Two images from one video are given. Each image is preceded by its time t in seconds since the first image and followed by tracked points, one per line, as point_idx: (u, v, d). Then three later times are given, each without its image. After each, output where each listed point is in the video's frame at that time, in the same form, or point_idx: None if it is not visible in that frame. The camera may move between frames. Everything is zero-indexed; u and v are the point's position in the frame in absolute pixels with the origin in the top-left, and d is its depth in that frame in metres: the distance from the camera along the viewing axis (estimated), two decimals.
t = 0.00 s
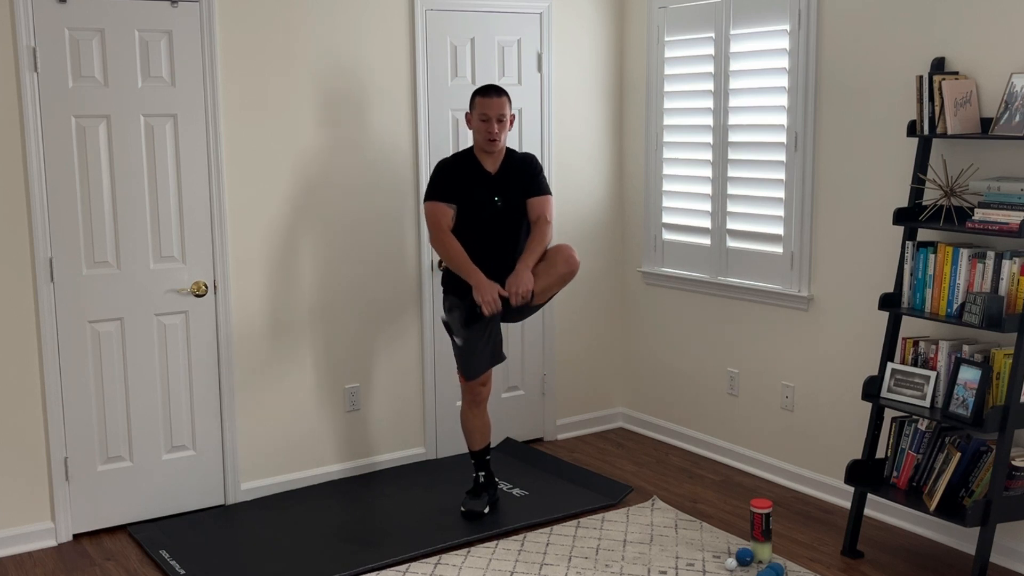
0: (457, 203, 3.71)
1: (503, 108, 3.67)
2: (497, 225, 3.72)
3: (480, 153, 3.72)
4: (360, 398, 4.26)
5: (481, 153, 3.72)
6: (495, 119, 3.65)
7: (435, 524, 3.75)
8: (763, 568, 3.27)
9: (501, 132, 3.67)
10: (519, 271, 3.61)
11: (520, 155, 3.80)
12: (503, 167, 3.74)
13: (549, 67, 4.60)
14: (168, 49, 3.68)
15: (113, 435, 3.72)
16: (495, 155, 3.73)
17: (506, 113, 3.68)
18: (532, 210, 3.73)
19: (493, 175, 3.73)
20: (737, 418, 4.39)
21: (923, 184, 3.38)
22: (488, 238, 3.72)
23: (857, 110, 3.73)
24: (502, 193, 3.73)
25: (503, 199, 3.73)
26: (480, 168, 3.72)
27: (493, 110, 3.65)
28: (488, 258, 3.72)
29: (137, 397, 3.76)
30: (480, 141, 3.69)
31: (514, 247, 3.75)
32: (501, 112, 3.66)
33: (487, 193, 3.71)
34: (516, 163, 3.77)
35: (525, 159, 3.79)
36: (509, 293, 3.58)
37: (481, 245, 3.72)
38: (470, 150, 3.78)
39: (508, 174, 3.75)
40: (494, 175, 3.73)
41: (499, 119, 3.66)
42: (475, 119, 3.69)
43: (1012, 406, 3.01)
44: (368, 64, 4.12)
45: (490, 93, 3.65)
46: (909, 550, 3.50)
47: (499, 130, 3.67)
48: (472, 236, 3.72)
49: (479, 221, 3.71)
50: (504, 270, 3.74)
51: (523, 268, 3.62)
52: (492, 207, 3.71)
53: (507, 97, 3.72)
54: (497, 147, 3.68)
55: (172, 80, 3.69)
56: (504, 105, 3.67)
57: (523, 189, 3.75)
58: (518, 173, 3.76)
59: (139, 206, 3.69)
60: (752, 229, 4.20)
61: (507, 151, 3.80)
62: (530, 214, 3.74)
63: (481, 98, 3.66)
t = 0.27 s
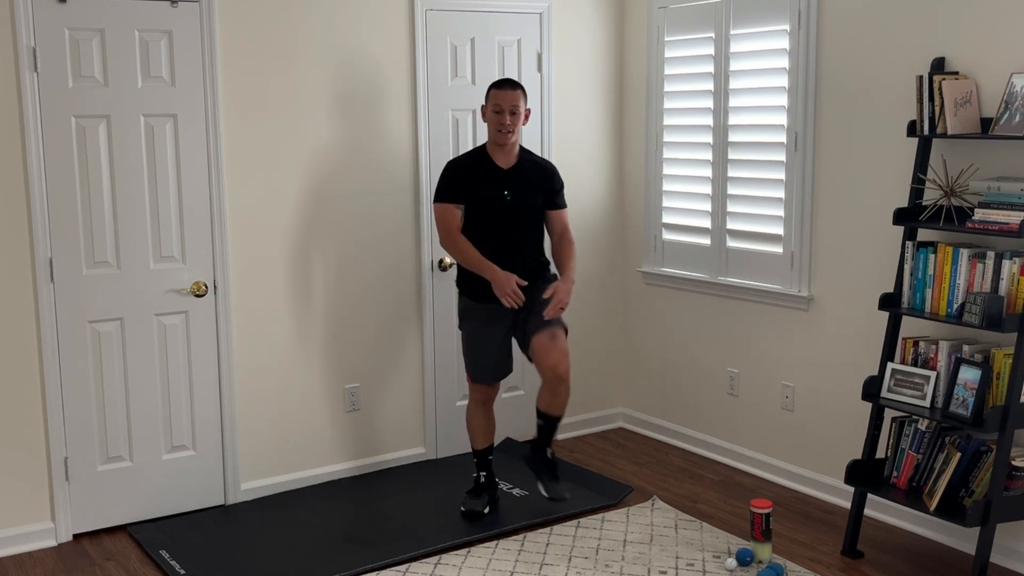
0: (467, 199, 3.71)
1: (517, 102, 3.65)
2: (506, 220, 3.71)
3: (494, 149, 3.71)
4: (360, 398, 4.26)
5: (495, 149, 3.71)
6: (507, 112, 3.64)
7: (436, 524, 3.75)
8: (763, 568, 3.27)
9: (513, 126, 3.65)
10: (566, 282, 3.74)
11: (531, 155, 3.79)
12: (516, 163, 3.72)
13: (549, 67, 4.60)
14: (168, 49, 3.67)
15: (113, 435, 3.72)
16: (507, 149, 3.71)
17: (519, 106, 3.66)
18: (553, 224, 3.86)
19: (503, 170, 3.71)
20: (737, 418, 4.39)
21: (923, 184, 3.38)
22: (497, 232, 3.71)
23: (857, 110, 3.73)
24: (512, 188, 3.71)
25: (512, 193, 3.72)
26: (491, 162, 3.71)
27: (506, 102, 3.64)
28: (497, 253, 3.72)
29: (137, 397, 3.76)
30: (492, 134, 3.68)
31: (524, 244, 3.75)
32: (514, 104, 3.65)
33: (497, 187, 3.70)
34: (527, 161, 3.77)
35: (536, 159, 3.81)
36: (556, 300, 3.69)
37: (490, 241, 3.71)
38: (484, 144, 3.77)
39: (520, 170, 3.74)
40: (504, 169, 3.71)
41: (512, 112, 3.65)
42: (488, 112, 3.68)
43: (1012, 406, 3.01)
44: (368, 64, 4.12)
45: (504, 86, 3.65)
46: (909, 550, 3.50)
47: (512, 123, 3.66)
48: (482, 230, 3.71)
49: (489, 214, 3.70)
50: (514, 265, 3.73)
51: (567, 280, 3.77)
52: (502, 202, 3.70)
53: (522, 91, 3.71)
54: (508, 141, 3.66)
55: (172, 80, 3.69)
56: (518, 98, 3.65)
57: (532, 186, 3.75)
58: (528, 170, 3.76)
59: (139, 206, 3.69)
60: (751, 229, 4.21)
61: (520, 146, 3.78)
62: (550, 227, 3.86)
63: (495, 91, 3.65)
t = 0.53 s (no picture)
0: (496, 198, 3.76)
1: (550, 104, 3.65)
2: (536, 222, 3.74)
3: (527, 150, 3.73)
4: (360, 398, 4.26)
5: (529, 150, 3.73)
6: (540, 114, 3.64)
7: (436, 524, 3.75)
8: (763, 568, 3.27)
9: (545, 128, 3.66)
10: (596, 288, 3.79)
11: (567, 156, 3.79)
12: (549, 164, 3.74)
13: (549, 67, 4.60)
14: (168, 49, 3.68)
15: (113, 435, 3.72)
16: (539, 151, 3.72)
17: (552, 109, 3.66)
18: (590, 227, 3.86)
19: (535, 171, 3.73)
20: (737, 418, 4.39)
21: (923, 184, 3.38)
22: (527, 233, 3.75)
23: (857, 110, 3.72)
24: (544, 189, 3.73)
25: (543, 194, 3.73)
26: (523, 163, 3.74)
27: (540, 104, 3.63)
28: (525, 252, 3.75)
29: (137, 396, 3.76)
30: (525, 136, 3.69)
31: (555, 245, 3.76)
32: (547, 107, 3.64)
33: (528, 188, 3.73)
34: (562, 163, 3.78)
35: (574, 162, 3.81)
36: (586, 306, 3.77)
37: (517, 239, 3.75)
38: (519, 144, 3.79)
39: (553, 172, 3.75)
40: (535, 171, 3.73)
41: (545, 114, 3.64)
42: (522, 113, 3.69)
43: (1012, 406, 3.01)
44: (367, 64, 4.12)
45: (538, 88, 3.65)
46: (909, 550, 3.49)
47: (544, 125, 3.66)
48: (512, 229, 3.76)
49: (519, 214, 3.74)
50: (542, 266, 3.75)
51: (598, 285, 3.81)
52: (532, 203, 3.73)
53: (557, 92, 3.69)
54: (541, 143, 3.67)
55: (172, 80, 3.69)
56: (551, 101, 3.64)
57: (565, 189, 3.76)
58: (563, 173, 3.76)
59: (139, 206, 3.70)
60: (751, 229, 4.20)
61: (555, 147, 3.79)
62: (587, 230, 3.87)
63: (529, 93, 3.65)
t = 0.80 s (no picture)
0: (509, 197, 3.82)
1: (570, 107, 3.69)
2: (543, 229, 3.77)
3: (545, 152, 3.75)
4: (360, 398, 4.26)
5: (547, 153, 3.75)
6: (558, 116, 3.68)
7: (436, 523, 3.75)
8: (763, 568, 3.27)
9: (565, 130, 3.68)
10: (574, 296, 3.71)
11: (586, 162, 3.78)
12: (564, 169, 3.74)
13: (548, 67, 4.60)
14: (168, 49, 3.68)
15: (113, 435, 3.72)
16: (558, 154, 3.74)
17: (572, 112, 3.69)
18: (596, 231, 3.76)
19: (552, 175, 3.75)
20: (737, 418, 4.39)
21: (923, 183, 3.38)
22: (534, 239, 3.78)
23: (857, 110, 3.72)
24: (553, 198, 3.75)
25: (552, 202, 3.75)
26: (540, 166, 3.77)
27: (558, 107, 3.68)
28: (534, 258, 3.80)
29: (137, 397, 3.76)
30: (544, 139, 3.72)
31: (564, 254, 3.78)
32: (566, 109, 3.68)
33: (537, 195, 3.76)
34: (578, 168, 3.76)
35: (591, 170, 3.77)
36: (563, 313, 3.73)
37: (525, 245, 3.80)
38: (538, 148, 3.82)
39: (566, 180, 3.74)
40: (552, 175, 3.75)
41: (564, 117, 3.68)
42: (542, 115, 3.73)
43: (1012, 406, 3.01)
44: (368, 64, 4.12)
45: (557, 90, 3.69)
46: (909, 550, 3.49)
47: (563, 127, 3.69)
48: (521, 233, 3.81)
49: (528, 219, 3.78)
50: (551, 272, 3.79)
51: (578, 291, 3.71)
52: (540, 210, 3.76)
53: (579, 96, 3.73)
54: (559, 146, 3.70)
55: (172, 80, 3.69)
56: (571, 104, 3.68)
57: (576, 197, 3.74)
58: (577, 180, 3.75)
59: (139, 206, 3.70)
60: (751, 229, 4.20)
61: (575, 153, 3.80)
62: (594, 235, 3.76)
63: (549, 95, 3.70)
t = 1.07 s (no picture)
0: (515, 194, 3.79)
1: (579, 106, 3.68)
2: (548, 225, 3.77)
3: (555, 151, 3.76)
4: (360, 398, 4.26)
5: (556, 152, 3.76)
6: (568, 115, 3.67)
7: (437, 523, 3.75)
8: (763, 569, 3.27)
9: (574, 130, 3.68)
10: (576, 307, 3.61)
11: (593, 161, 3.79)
12: (573, 167, 3.75)
13: (549, 67, 4.60)
14: (168, 49, 3.68)
15: (113, 435, 3.72)
16: (567, 153, 3.74)
17: (581, 111, 3.68)
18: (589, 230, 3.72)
19: (560, 174, 3.76)
20: (737, 418, 4.39)
21: (923, 183, 3.38)
22: (539, 235, 3.79)
23: (857, 110, 3.72)
24: (559, 193, 3.75)
25: (558, 198, 3.75)
26: (548, 164, 3.78)
27: (568, 106, 3.67)
28: (539, 253, 3.81)
29: (137, 397, 3.76)
30: (553, 138, 3.73)
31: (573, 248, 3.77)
32: (575, 109, 3.67)
33: (543, 191, 3.76)
34: (585, 165, 3.77)
35: (597, 168, 3.77)
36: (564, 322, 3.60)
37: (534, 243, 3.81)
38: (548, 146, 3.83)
39: (575, 175, 3.75)
40: (561, 173, 3.76)
41: (574, 116, 3.67)
42: (551, 115, 3.73)
43: (1012, 407, 3.01)
44: (368, 64, 4.12)
45: (567, 90, 3.68)
46: (909, 550, 3.49)
47: (573, 127, 3.68)
48: (526, 228, 3.81)
49: (533, 215, 3.78)
50: (556, 267, 3.81)
51: (579, 302, 3.62)
52: (546, 206, 3.76)
53: (588, 95, 3.72)
54: (568, 145, 3.70)
55: (172, 80, 3.69)
56: (580, 103, 3.68)
57: (582, 193, 3.75)
58: (583, 177, 3.75)
59: (140, 206, 3.70)
60: (751, 229, 4.20)
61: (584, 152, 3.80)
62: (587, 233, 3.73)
63: (558, 94, 3.69)
